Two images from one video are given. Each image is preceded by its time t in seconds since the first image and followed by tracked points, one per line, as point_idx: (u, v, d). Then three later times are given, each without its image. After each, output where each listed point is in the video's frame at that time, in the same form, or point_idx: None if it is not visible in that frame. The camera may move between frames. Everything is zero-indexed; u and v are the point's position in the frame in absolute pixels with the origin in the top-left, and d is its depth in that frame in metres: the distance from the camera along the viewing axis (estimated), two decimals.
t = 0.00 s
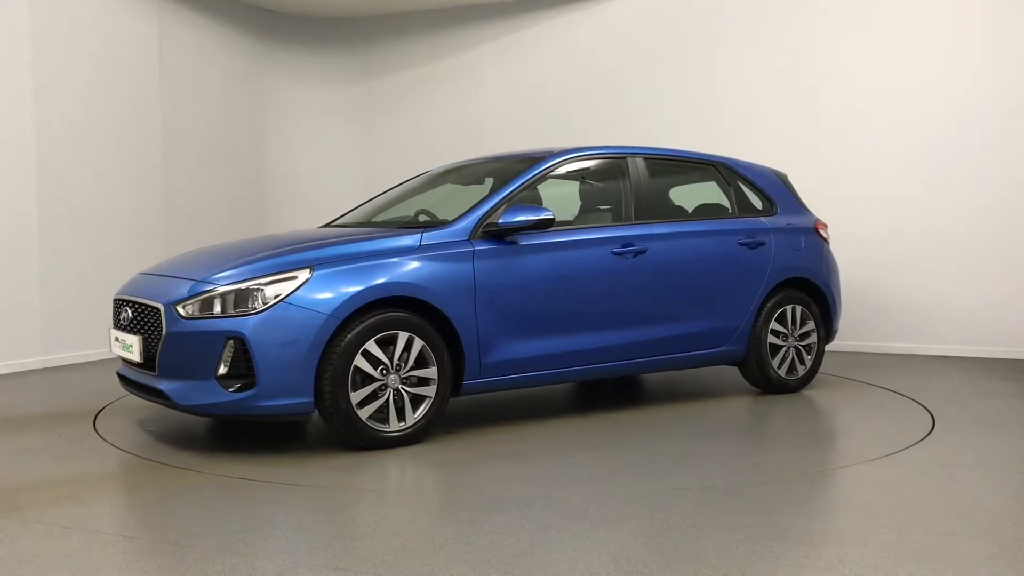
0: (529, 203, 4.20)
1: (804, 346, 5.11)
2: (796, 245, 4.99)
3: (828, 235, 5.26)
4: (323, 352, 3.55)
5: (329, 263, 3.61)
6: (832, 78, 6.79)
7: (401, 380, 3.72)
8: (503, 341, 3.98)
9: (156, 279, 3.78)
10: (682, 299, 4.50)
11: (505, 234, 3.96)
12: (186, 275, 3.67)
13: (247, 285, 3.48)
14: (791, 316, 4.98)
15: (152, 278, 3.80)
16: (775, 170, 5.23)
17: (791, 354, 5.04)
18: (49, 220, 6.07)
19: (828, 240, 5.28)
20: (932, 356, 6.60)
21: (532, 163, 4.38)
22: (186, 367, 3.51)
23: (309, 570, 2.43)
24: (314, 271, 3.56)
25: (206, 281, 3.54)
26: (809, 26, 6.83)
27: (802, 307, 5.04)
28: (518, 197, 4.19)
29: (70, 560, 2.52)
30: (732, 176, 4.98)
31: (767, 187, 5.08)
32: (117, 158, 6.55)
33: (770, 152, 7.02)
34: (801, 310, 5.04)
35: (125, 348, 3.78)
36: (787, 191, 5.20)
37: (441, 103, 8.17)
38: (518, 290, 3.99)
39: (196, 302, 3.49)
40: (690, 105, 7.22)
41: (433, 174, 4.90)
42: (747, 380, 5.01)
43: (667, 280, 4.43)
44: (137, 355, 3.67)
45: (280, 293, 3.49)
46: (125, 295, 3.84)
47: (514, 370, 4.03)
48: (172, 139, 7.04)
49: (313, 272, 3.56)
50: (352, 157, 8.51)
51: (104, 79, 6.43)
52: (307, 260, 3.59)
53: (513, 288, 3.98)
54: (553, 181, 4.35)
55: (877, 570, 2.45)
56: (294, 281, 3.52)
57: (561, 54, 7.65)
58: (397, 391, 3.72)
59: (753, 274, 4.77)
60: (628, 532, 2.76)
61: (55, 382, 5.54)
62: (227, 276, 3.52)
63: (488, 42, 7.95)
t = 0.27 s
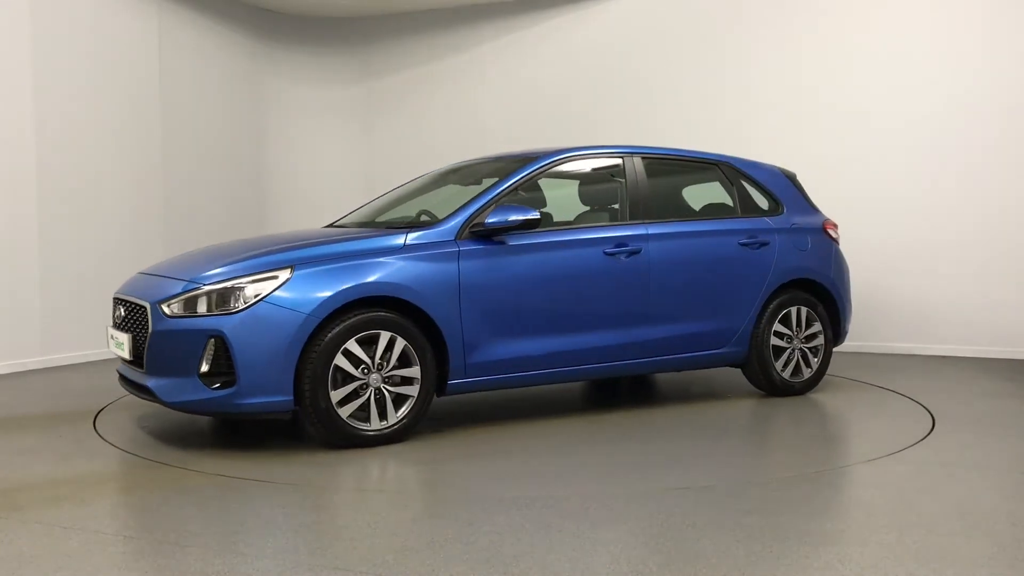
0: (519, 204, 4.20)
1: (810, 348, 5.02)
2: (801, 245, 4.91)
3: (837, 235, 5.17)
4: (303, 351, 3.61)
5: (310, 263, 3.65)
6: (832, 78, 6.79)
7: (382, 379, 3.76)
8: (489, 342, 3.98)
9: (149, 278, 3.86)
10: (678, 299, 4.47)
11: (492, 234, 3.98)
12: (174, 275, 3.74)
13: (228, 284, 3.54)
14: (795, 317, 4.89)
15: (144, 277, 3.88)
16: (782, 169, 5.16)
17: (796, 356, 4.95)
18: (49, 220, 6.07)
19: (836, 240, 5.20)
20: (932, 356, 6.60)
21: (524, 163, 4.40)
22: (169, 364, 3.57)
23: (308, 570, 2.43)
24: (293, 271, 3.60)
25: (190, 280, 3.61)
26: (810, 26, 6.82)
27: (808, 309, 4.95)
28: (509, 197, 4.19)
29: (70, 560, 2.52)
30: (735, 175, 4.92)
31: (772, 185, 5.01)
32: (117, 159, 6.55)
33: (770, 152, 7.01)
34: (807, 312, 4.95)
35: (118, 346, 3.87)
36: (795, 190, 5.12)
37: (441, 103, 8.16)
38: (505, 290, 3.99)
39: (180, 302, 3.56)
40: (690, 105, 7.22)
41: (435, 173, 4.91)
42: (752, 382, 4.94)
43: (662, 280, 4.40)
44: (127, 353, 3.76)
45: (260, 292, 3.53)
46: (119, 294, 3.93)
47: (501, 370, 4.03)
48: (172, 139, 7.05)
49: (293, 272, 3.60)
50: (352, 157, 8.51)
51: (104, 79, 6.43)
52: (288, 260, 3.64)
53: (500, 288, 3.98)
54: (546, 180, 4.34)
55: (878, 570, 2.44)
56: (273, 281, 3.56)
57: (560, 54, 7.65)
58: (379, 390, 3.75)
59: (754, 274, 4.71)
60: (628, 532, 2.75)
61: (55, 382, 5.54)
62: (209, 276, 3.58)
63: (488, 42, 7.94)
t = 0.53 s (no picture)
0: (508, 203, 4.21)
1: (815, 350, 4.93)
2: (806, 245, 4.83)
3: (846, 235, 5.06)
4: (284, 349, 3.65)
5: (293, 262, 3.69)
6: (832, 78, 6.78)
7: (365, 378, 3.78)
8: (475, 341, 3.99)
9: (142, 278, 3.94)
10: (674, 300, 4.42)
11: (480, 234, 3.99)
12: (164, 274, 3.82)
13: (211, 284, 3.59)
14: (799, 318, 4.81)
15: (139, 277, 3.97)
16: (789, 168, 5.07)
17: (800, 357, 4.87)
18: (48, 221, 6.07)
19: (846, 241, 5.10)
20: (932, 356, 6.60)
21: (517, 162, 4.41)
22: (156, 362, 3.64)
23: (308, 570, 2.43)
24: (275, 271, 3.64)
25: (177, 280, 3.67)
26: (810, 26, 6.82)
27: (813, 310, 4.86)
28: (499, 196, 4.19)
29: (70, 560, 2.52)
30: (740, 174, 4.84)
31: (777, 184, 4.94)
32: (117, 159, 6.55)
33: (770, 152, 7.01)
34: (812, 313, 4.87)
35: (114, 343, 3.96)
36: (802, 189, 5.04)
37: (441, 103, 8.16)
38: (493, 290, 3.99)
39: (166, 300, 3.62)
40: (691, 105, 7.21)
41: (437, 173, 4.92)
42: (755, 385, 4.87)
43: (657, 281, 4.36)
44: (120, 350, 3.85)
45: (240, 292, 3.57)
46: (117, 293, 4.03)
47: (488, 370, 4.03)
48: (172, 139, 7.05)
49: (274, 272, 3.63)
50: (352, 157, 8.51)
51: (104, 79, 6.43)
52: (271, 260, 3.67)
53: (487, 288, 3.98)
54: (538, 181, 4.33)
55: (878, 570, 2.44)
56: (254, 281, 3.60)
57: (560, 54, 7.65)
58: (361, 389, 3.78)
59: (756, 275, 4.64)
60: (628, 533, 2.75)
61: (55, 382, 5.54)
62: (195, 276, 3.64)
63: (488, 42, 7.94)
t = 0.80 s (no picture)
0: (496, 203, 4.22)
1: (821, 352, 4.81)
2: (810, 246, 4.73)
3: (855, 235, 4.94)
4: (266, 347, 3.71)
5: (277, 262, 3.75)
6: (830, 79, 6.79)
7: (348, 377, 3.82)
8: (461, 341, 4.00)
9: (137, 277, 4.05)
10: (669, 301, 4.38)
11: (466, 234, 4.01)
12: (156, 273, 3.92)
13: (196, 283, 3.66)
14: (802, 319, 4.71)
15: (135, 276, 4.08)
16: (795, 167, 4.98)
17: (804, 360, 4.76)
18: (48, 221, 6.07)
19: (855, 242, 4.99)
20: (933, 356, 6.60)
21: (510, 161, 4.43)
22: (146, 359, 3.73)
23: (307, 570, 2.42)
24: (258, 271, 3.70)
25: (166, 279, 3.77)
26: (810, 26, 6.82)
27: (817, 311, 4.75)
28: (487, 196, 4.20)
29: (70, 560, 2.52)
30: (742, 174, 4.77)
31: (781, 183, 4.85)
32: (116, 159, 6.55)
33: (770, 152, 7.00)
34: (816, 314, 4.76)
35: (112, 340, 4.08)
36: (809, 189, 4.94)
37: (440, 103, 8.15)
38: (479, 290, 4.00)
39: (154, 299, 3.72)
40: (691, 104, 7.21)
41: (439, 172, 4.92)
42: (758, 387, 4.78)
43: (650, 281, 4.32)
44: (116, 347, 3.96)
45: (224, 290, 3.64)
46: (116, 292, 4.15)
47: (475, 370, 4.04)
48: (172, 139, 7.05)
49: (257, 272, 3.69)
50: (352, 157, 8.50)
51: (104, 79, 6.43)
52: (254, 260, 3.74)
53: (473, 288, 3.99)
54: (528, 180, 4.34)
55: (878, 570, 2.44)
56: (238, 280, 3.66)
57: (560, 53, 7.65)
58: (345, 388, 3.82)
59: (755, 275, 4.57)
60: (629, 532, 2.75)
61: (54, 382, 5.54)
62: (182, 275, 3.73)
63: (487, 42, 7.93)
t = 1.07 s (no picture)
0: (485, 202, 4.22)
1: (825, 354, 4.71)
2: (813, 245, 4.64)
3: (863, 235, 4.82)
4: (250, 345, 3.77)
5: (262, 262, 3.80)
6: (830, 79, 6.79)
7: (333, 375, 3.86)
8: (447, 341, 4.01)
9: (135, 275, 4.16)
10: (663, 301, 4.33)
11: (454, 234, 4.03)
12: (151, 272, 4.02)
13: (183, 282, 3.75)
14: (804, 320, 4.62)
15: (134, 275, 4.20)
16: (802, 166, 4.87)
17: (807, 362, 4.67)
18: (49, 221, 6.07)
19: (863, 242, 4.88)
20: (933, 356, 6.60)
21: (504, 160, 4.43)
22: (138, 355, 3.83)
23: (307, 570, 2.42)
24: (243, 270, 3.76)
25: (157, 278, 3.86)
26: (811, 25, 6.81)
27: (820, 312, 4.66)
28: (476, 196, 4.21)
29: (71, 560, 2.52)
30: (745, 173, 4.70)
31: (785, 182, 4.76)
32: (116, 159, 6.55)
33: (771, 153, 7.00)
34: (819, 315, 4.66)
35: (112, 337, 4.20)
36: (816, 188, 4.83)
37: (440, 103, 8.14)
38: (466, 289, 4.00)
39: (145, 298, 3.81)
40: (691, 104, 7.20)
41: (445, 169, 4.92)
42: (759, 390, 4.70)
43: (644, 281, 4.28)
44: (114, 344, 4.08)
45: (209, 289, 3.71)
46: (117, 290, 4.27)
47: (462, 370, 4.05)
48: (171, 139, 7.05)
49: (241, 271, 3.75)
50: (352, 157, 8.50)
51: (104, 79, 6.43)
52: (240, 260, 3.80)
53: (460, 288, 4.00)
54: (519, 180, 4.34)
55: (878, 570, 2.44)
56: (222, 279, 3.73)
57: (560, 53, 7.65)
58: (329, 386, 3.85)
59: (755, 276, 4.49)
60: (629, 532, 2.75)
61: (54, 382, 5.54)
62: (172, 274, 3.82)
63: (488, 42, 7.92)
